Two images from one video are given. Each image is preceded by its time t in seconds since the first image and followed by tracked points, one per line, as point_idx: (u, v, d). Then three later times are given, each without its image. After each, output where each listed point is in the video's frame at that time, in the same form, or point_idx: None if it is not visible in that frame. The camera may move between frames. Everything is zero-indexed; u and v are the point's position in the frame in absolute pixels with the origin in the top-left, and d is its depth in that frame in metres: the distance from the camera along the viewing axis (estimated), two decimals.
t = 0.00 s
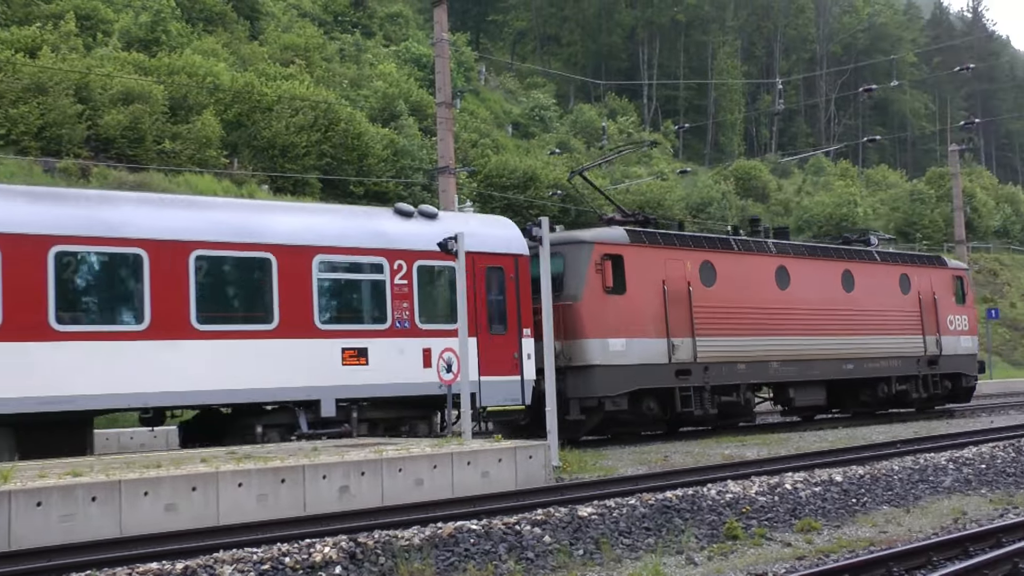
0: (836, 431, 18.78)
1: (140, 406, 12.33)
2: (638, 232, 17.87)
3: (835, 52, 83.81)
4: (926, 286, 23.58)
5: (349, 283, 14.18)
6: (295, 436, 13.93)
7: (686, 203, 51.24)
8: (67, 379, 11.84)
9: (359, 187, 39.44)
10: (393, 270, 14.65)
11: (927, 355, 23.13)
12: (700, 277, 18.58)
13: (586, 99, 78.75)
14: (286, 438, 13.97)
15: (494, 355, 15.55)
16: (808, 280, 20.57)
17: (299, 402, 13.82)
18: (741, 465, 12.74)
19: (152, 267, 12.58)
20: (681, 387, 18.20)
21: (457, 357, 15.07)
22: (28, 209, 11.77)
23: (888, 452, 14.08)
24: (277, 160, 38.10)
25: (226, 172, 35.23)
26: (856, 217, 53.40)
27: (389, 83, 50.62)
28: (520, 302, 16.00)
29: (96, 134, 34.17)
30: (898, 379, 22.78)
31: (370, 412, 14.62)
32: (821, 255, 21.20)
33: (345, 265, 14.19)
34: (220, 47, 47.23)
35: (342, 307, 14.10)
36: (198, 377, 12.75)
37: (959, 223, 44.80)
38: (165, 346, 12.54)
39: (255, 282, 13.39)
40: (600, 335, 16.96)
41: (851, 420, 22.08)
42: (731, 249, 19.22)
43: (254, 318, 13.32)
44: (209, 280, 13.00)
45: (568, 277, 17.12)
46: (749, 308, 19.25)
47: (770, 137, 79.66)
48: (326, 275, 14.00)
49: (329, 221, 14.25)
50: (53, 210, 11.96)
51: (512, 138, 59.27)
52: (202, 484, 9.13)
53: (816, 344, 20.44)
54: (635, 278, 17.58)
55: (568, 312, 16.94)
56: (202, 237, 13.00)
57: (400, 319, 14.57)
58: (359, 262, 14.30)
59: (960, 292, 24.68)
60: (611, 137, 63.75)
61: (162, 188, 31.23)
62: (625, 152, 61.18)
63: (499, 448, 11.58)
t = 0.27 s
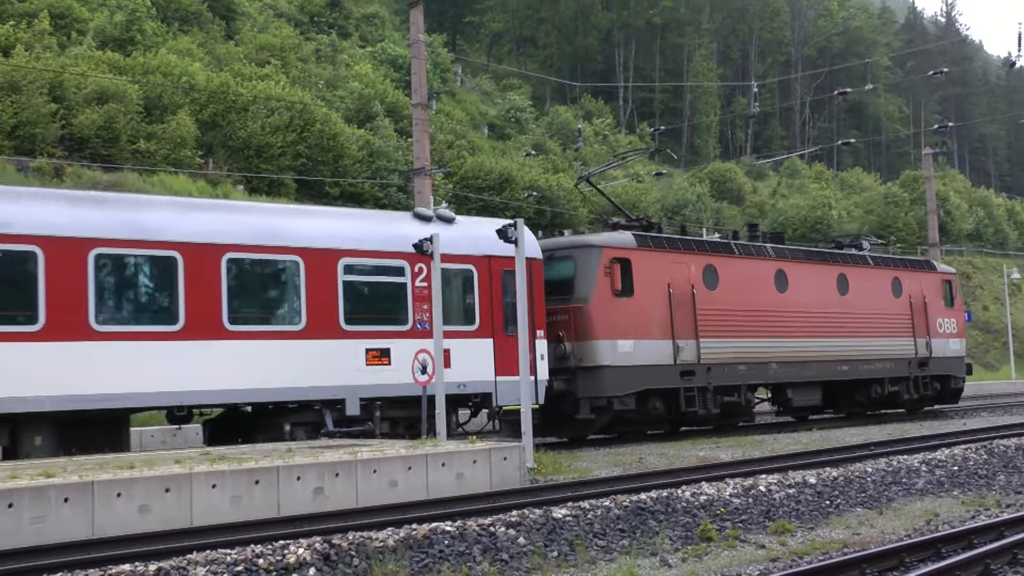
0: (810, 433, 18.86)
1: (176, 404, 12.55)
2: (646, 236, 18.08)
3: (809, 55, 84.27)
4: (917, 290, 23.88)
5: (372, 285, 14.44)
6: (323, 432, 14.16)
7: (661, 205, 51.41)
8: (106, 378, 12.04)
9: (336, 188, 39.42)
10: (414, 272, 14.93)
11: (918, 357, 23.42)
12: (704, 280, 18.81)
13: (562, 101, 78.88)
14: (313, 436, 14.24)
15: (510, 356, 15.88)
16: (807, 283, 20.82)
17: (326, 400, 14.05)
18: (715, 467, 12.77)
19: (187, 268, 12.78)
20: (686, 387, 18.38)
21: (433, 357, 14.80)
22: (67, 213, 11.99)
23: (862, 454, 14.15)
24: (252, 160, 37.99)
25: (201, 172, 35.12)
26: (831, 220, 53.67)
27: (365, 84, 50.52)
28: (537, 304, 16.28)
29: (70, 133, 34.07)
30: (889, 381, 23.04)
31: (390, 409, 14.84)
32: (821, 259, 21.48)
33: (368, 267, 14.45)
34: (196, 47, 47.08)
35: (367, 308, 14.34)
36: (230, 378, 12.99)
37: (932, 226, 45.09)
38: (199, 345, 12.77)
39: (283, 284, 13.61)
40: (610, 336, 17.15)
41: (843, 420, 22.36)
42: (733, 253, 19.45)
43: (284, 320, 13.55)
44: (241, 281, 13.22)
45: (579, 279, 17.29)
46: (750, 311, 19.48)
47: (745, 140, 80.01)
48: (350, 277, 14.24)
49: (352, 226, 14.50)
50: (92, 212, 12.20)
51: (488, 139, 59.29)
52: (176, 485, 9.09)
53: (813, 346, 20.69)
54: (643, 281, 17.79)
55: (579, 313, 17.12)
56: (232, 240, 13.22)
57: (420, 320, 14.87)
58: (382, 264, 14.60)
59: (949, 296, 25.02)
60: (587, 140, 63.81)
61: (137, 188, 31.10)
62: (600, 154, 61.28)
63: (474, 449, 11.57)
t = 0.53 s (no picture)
0: (787, 436, 18.92)
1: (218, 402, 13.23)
2: (657, 242, 18.89)
3: (787, 59, 84.43)
4: (908, 295, 24.82)
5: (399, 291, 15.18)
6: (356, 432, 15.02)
7: (638, 207, 51.56)
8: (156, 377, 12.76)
9: (313, 190, 39.33)
10: (440, 277, 15.64)
11: (913, 360, 24.44)
12: (711, 285, 19.64)
13: (539, 104, 78.94)
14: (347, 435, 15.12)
15: (529, 358, 16.62)
16: (807, 288, 21.67)
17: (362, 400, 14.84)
18: (692, 470, 12.81)
19: (228, 272, 13.52)
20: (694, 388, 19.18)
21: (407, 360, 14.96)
22: (113, 220, 12.67)
23: (837, 457, 14.20)
24: (229, 162, 37.82)
25: (177, 174, 34.95)
26: (807, 224, 53.87)
27: (342, 86, 50.39)
28: (552, 308, 17.08)
29: (46, 135, 33.87)
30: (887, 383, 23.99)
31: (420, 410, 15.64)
32: (819, 264, 22.33)
33: (397, 272, 15.23)
34: (172, 48, 46.87)
35: (395, 312, 15.07)
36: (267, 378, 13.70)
37: (907, 229, 45.29)
38: (240, 347, 13.50)
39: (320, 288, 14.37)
40: (624, 338, 17.94)
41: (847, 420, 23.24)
42: (738, 258, 20.28)
43: (318, 322, 14.28)
44: (277, 286, 13.96)
45: (594, 284, 18.07)
46: (753, 315, 20.31)
47: (722, 143, 80.25)
48: (381, 281, 15.01)
49: (380, 233, 15.29)
50: (140, 221, 12.90)
51: (465, 142, 59.27)
52: (152, 487, 9.01)
53: (812, 348, 21.47)
54: (654, 286, 18.58)
55: (594, 317, 17.89)
56: (271, 246, 13.98)
57: (446, 323, 15.56)
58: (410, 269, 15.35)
59: (943, 300, 26.07)
60: (564, 142, 63.81)
61: (113, 190, 30.94)
62: (578, 156, 61.31)
63: (450, 451, 11.55)
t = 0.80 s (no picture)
0: (777, 437, 18.96)
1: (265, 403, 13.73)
2: (677, 246, 19.41)
3: (775, 60, 84.82)
4: (914, 296, 25.27)
5: (436, 294, 15.65)
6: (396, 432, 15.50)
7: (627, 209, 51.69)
8: (209, 379, 13.27)
9: (301, 192, 39.30)
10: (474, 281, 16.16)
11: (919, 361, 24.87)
12: (728, 287, 20.17)
13: (528, 105, 78.91)
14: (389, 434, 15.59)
15: (560, 359, 17.15)
16: (818, 290, 22.19)
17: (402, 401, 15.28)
18: (682, 471, 12.83)
19: (275, 278, 14.03)
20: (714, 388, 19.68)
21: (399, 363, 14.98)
22: (170, 226, 13.23)
23: (826, 458, 14.23)
24: (217, 164, 37.70)
25: (165, 177, 34.91)
26: (796, 225, 53.93)
27: (331, 88, 50.35)
28: (582, 311, 17.62)
29: (34, 137, 33.78)
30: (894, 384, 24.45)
31: (455, 409, 16.10)
32: (829, 268, 22.84)
33: (436, 276, 15.70)
34: (160, 51, 46.80)
35: (433, 315, 15.54)
36: (311, 379, 14.20)
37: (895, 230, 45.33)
38: (285, 349, 13.99)
39: (363, 292, 14.88)
40: (648, 340, 18.45)
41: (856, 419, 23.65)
42: (752, 262, 20.82)
43: (360, 325, 14.76)
44: (327, 290, 14.51)
45: (619, 287, 18.58)
46: (768, 316, 20.84)
47: (711, 144, 80.36)
48: (422, 285, 15.49)
49: (422, 237, 15.74)
50: (194, 229, 13.43)
51: (454, 144, 59.27)
52: (142, 489, 8.98)
53: (823, 348, 21.95)
54: (675, 288, 19.11)
55: (620, 318, 18.44)
56: (317, 252, 14.50)
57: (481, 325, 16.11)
58: (449, 273, 15.83)
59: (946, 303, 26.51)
60: (553, 144, 63.78)
61: (101, 192, 30.90)
62: (567, 158, 61.33)
63: (440, 453, 11.55)
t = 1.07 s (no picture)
0: (788, 437, 18.96)
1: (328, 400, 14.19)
2: (713, 248, 19.89)
3: (786, 61, 85.01)
4: (941, 297, 25.61)
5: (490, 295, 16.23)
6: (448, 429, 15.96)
7: (638, 209, 51.75)
8: (276, 377, 13.73)
9: (312, 193, 39.36)
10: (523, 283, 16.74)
11: (944, 360, 25.17)
12: (763, 289, 20.63)
13: (538, 105, 78.89)
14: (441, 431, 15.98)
15: (604, 358, 17.77)
16: (848, 291, 22.58)
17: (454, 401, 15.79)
18: (693, 471, 12.84)
19: (336, 280, 14.50)
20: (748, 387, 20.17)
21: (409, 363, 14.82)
22: (234, 229, 13.69)
23: (838, 458, 14.23)
24: (228, 165, 37.79)
25: (176, 176, 35.02)
26: (808, 225, 53.88)
27: (342, 88, 50.42)
28: (623, 311, 18.21)
29: (44, 137, 33.89)
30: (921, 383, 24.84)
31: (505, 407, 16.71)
32: (859, 269, 23.21)
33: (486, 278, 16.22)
34: (171, 51, 46.92)
35: (487, 315, 16.11)
36: (373, 377, 14.70)
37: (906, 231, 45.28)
38: (349, 348, 14.48)
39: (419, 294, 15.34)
40: (687, 340, 19.07)
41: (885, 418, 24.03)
42: (784, 264, 21.22)
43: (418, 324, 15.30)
44: (383, 292, 15.00)
45: (659, 289, 19.14)
46: (800, 317, 21.27)
47: (722, 145, 80.25)
48: (474, 287, 16.00)
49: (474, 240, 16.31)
50: (257, 233, 13.89)
51: (464, 144, 59.28)
52: (153, 489, 9.02)
53: (853, 349, 22.33)
54: (712, 290, 19.61)
55: (659, 319, 19.00)
56: (374, 254, 15.00)
57: (530, 326, 16.69)
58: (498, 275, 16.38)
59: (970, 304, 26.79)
60: (563, 144, 63.70)
61: (112, 192, 31.01)
62: (578, 158, 61.30)
63: (451, 453, 11.57)
